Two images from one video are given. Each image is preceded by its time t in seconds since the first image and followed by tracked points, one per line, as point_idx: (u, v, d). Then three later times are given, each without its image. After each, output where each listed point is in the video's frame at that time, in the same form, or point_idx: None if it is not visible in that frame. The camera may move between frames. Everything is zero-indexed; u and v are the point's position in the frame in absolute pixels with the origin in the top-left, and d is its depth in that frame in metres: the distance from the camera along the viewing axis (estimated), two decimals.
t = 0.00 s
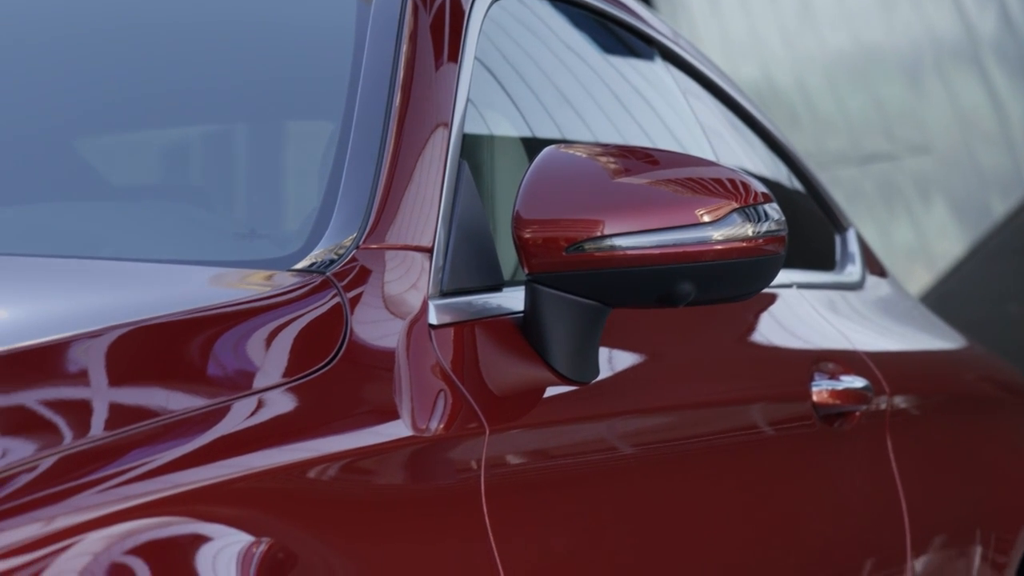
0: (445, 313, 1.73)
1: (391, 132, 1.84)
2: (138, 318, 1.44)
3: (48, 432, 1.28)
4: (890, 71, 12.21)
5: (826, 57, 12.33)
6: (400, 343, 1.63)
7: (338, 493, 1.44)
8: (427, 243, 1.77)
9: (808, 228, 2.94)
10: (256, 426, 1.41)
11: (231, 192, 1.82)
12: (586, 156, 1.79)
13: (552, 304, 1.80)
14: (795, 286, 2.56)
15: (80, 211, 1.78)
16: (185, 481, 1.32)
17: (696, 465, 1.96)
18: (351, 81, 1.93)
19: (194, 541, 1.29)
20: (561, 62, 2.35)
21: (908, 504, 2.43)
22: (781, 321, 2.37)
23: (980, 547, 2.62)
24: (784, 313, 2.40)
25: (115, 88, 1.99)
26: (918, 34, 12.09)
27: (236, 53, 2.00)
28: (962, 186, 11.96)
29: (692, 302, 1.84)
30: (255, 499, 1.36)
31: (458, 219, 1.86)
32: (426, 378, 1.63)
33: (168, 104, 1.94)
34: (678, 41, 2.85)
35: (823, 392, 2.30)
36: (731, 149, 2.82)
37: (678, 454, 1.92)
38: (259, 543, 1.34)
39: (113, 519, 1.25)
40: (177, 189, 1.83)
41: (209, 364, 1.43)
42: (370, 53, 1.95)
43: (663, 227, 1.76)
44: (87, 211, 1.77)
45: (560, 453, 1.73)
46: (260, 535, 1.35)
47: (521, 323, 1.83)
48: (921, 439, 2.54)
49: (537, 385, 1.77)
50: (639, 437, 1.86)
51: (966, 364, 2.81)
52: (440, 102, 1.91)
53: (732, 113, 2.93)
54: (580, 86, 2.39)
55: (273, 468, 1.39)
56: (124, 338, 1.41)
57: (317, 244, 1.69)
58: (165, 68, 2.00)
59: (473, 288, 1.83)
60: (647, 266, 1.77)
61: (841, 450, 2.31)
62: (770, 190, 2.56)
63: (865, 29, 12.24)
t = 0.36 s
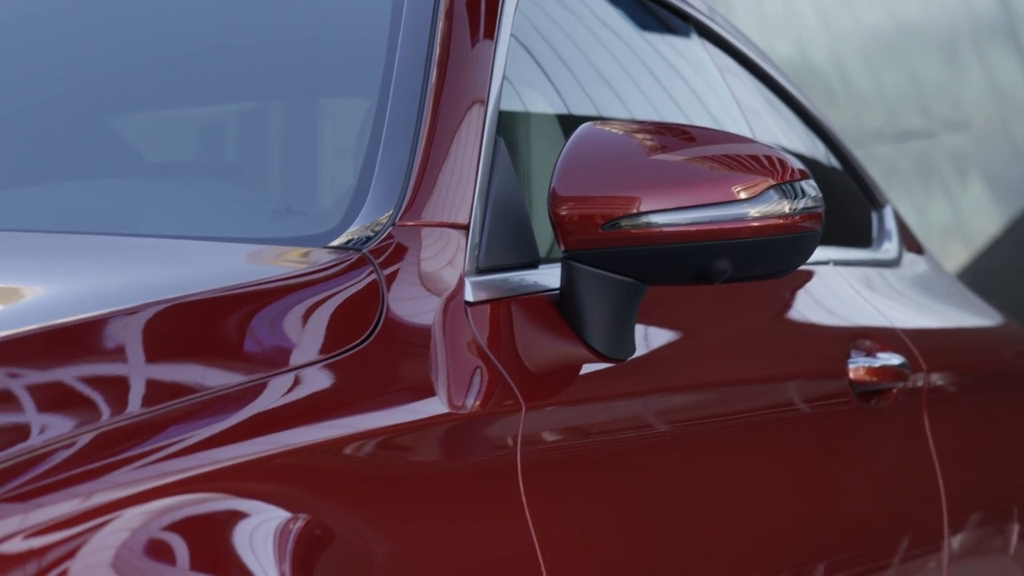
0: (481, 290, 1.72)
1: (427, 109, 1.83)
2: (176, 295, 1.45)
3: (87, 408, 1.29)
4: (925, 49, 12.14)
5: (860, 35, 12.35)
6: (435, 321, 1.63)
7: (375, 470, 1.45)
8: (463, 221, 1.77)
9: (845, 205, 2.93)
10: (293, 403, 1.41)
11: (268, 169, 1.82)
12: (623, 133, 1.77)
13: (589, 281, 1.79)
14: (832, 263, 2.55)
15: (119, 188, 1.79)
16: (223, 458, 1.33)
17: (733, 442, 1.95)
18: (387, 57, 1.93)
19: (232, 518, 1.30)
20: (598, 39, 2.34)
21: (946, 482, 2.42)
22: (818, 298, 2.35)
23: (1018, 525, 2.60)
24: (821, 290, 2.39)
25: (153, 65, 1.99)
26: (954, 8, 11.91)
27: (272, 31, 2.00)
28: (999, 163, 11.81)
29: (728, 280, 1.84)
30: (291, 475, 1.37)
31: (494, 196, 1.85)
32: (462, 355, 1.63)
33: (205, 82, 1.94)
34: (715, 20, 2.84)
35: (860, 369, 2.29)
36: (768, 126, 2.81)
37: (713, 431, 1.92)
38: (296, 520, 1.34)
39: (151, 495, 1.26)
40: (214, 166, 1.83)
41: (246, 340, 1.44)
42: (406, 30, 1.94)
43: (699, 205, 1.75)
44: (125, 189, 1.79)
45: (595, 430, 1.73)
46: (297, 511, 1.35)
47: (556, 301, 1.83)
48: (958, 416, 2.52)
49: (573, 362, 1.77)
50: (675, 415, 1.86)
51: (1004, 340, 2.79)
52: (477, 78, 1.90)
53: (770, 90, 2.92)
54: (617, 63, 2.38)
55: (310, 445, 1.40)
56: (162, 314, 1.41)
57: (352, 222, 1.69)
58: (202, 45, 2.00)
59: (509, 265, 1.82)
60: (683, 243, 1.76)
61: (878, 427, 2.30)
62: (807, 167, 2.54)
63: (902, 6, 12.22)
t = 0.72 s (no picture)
0: (518, 266, 1.72)
1: (464, 85, 1.83)
2: (214, 270, 1.46)
3: (126, 382, 1.31)
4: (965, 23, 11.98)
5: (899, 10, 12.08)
6: (472, 296, 1.63)
7: (412, 445, 1.46)
8: (500, 196, 1.77)
9: (883, 180, 2.90)
10: (331, 378, 1.42)
11: (305, 144, 1.83)
12: (659, 109, 1.76)
13: (627, 258, 1.79)
14: (870, 239, 2.53)
15: (157, 164, 1.80)
16: (261, 433, 1.33)
17: (771, 417, 1.94)
18: (424, 31, 1.93)
19: (270, 492, 1.31)
20: (635, 14, 2.33)
21: (984, 458, 2.40)
22: (855, 274, 2.34)
23: None
24: (858, 266, 2.37)
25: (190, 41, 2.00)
26: None
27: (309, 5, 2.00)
28: None
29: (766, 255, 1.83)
30: (330, 450, 1.38)
31: (531, 172, 1.85)
32: (500, 331, 1.63)
33: (242, 58, 1.95)
34: None
35: (898, 344, 2.28)
36: (806, 102, 2.79)
37: (751, 406, 1.91)
38: (334, 494, 1.36)
39: (190, 470, 1.27)
40: (252, 141, 1.84)
41: (283, 316, 1.44)
42: (443, 5, 1.94)
43: (738, 179, 1.75)
44: (164, 164, 1.79)
45: (633, 405, 1.73)
46: (335, 486, 1.37)
47: (594, 277, 1.81)
48: (997, 391, 2.51)
49: (611, 337, 1.76)
50: (712, 390, 1.86)
51: None
52: (514, 53, 1.89)
53: (808, 64, 2.90)
54: (654, 38, 2.37)
55: (347, 420, 1.41)
56: (200, 289, 1.43)
57: (389, 197, 1.69)
58: (239, 20, 2.00)
59: (546, 241, 1.82)
60: (722, 217, 1.76)
61: (917, 402, 2.28)
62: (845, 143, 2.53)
63: None
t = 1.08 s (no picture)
0: (555, 243, 1.72)
1: (500, 61, 1.83)
2: (251, 247, 1.46)
3: (163, 358, 1.31)
4: None
5: None
6: (509, 274, 1.63)
7: (448, 421, 1.46)
8: (536, 173, 1.77)
9: (920, 157, 2.88)
10: (367, 356, 1.42)
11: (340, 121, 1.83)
12: (696, 86, 1.75)
13: (663, 235, 1.78)
14: (907, 216, 2.51)
15: (194, 141, 1.80)
16: (298, 410, 1.34)
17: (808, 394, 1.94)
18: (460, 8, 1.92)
19: (308, 469, 1.32)
20: None
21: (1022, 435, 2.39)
22: (892, 251, 2.32)
23: None
24: (896, 243, 2.35)
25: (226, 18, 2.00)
26: None
27: None
28: None
29: (803, 234, 1.82)
30: (366, 428, 1.38)
31: (568, 149, 1.84)
32: (536, 308, 1.63)
33: (277, 36, 1.95)
34: None
35: (935, 322, 2.27)
36: (843, 79, 2.76)
37: (788, 383, 1.91)
38: (371, 471, 1.36)
39: (228, 447, 1.28)
40: (288, 118, 1.84)
41: (320, 293, 1.45)
42: None
43: (776, 156, 1.74)
44: (201, 141, 1.79)
45: (669, 382, 1.73)
46: (372, 463, 1.37)
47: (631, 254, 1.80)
48: None
49: (647, 313, 1.75)
50: (749, 367, 1.85)
51: None
52: (552, 31, 1.90)
53: (845, 42, 2.87)
54: (691, 15, 2.35)
55: (384, 397, 1.41)
56: (237, 267, 1.43)
57: (426, 174, 1.69)
58: None
59: (582, 218, 1.81)
60: (759, 195, 1.75)
61: (955, 379, 2.27)
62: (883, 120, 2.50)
63: None
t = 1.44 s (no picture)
0: (591, 221, 1.71)
1: (537, 39, 1.82)
2: (287, 225, 1.46)
3: (200, 336, 1.31)
4: None
5: None
6: (546, 251, 1.63)
7: (485, 399, 1.46)
8: (573, 150, 1.76)
9: (959, 134, 2.85)
10: (404, 334, 1.42)
11: (375, 98, 1.82)
12: (733, 63, 1.74)
13: (701, 212, 1.76)
14: (946, 193, 2.48)
15: (231, 119, 1.80)
16: (334, 388, 1.35)
17: (845, 372, 1.92)
18: None
19: (344, 447, 1.33)
20: None
21: None
22: (931, 230, 2.26)
23: None
24: (934, 221, 2.30)
25: None
26: None
27: None
28: None
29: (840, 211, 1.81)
30: (402, 405, 1.39)
31: (606, 125, 1.83)
32: (572, 286, 1.63)
33: (312, 13, 1.94)
34: None
35: (973, 300, 2.24)
36: (880, 56, 2.73)
37: (826, 361, 1.89)
38: (408, 449, 1.37)
39: (265, 424, 1.29)
40: (323, 96, 1.83)
41: (357, 270, 1.45)
42: None
43: (813, 133, 1.73)
44: (237, 120, 1.80)
45: (705, 361, 1.72)
46: (409, 441, 1.38)
47: (667, 233, 1.79)
48: None
49: (684, 291, 1.74)
50: (785, 345, 1.84)
51: None
52: (586, 8, 1.87)
53: (882, 18, 2.84)
54: None
55: (420, 375, 1.41)
56: (273, 244, 1.43)
57: (462, 152, 1.69)
58: None
59: (619, 195, 1.80)
60: (796, 171, 1.74)
61: (995, 359, 2.23)
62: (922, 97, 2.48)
63: None
